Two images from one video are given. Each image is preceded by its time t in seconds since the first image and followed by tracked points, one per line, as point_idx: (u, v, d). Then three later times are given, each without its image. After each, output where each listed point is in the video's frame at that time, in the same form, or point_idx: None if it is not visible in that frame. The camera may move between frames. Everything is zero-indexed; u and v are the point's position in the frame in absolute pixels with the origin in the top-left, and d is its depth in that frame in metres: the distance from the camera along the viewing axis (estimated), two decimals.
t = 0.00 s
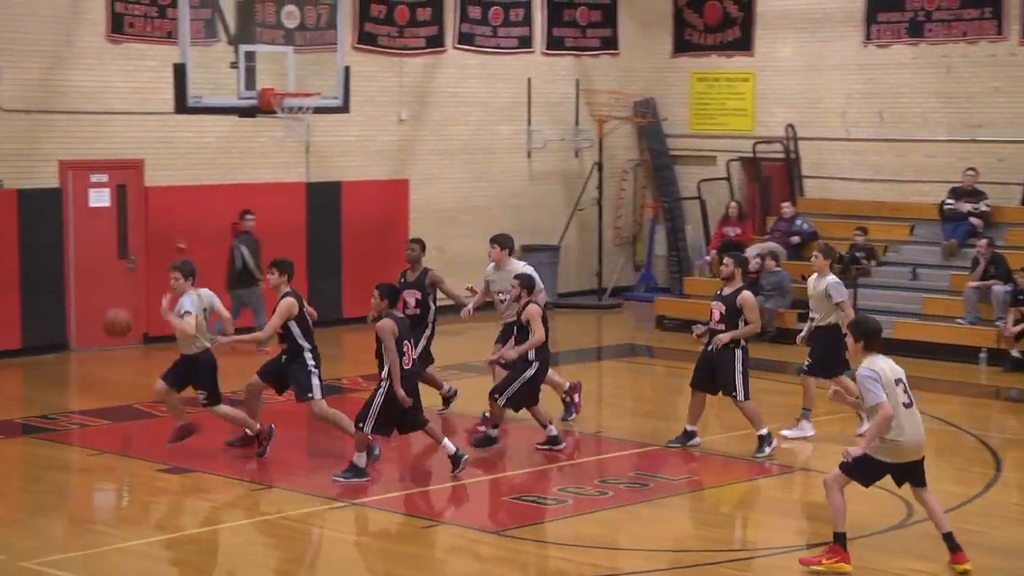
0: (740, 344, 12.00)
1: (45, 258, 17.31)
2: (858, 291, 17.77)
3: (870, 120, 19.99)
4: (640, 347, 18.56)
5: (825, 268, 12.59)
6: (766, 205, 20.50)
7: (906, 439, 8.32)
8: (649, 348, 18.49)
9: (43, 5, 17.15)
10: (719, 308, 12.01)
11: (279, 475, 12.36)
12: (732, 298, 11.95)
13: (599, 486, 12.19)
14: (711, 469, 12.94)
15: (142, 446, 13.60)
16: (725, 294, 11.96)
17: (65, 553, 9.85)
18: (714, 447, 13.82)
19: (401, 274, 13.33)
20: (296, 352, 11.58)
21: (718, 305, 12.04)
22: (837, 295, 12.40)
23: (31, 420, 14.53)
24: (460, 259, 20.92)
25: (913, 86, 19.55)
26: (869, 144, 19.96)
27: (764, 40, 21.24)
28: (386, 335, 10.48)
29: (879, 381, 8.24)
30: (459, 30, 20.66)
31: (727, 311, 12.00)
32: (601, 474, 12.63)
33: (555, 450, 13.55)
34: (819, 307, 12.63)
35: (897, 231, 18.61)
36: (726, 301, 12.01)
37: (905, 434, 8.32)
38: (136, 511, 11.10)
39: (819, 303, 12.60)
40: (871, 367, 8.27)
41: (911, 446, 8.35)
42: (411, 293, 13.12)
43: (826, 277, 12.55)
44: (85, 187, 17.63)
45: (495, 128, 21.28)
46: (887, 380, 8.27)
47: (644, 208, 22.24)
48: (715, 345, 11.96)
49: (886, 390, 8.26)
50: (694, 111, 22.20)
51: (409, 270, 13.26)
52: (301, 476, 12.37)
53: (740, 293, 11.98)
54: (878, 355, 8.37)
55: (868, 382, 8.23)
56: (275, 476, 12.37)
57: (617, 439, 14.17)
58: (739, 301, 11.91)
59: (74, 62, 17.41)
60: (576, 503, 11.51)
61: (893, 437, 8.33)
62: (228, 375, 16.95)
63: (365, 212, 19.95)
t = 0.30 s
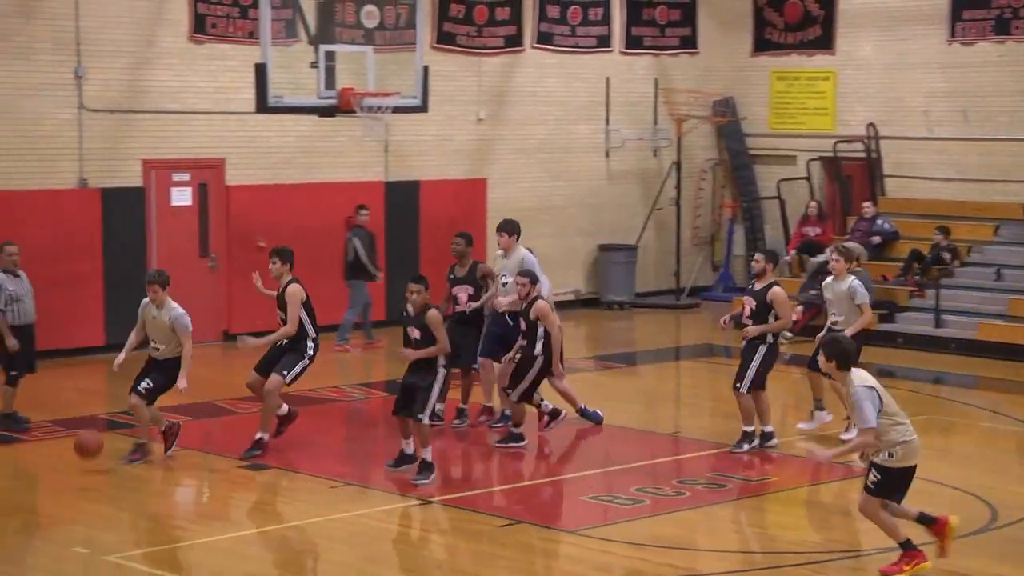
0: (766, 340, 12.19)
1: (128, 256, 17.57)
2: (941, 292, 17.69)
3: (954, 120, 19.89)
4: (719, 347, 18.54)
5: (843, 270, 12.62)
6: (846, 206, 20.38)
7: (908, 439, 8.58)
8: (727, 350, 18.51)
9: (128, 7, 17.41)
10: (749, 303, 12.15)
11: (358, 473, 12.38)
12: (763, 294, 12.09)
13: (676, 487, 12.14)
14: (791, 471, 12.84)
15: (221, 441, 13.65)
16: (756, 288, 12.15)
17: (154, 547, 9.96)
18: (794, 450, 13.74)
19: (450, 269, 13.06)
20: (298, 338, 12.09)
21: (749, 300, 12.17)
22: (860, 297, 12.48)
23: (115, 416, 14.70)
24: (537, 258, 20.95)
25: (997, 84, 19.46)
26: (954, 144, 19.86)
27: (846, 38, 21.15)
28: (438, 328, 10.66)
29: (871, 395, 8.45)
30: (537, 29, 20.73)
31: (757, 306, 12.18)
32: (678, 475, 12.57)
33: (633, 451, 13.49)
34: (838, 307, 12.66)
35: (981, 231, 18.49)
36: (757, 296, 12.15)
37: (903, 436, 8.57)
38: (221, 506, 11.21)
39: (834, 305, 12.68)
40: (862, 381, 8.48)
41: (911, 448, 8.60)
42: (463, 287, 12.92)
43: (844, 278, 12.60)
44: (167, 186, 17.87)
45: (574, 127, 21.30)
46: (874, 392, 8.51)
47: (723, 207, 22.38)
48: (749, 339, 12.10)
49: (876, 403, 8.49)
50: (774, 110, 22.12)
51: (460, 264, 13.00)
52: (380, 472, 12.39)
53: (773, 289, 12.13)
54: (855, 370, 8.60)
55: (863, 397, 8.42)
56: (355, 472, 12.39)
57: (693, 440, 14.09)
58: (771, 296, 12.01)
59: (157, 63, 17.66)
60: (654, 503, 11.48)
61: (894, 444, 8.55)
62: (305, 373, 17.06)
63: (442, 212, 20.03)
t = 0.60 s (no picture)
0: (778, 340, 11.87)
1: (181, 254, 17.72)
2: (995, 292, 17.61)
3: (1011, 119, 19.85)
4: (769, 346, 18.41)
5: (867, 305, 11.93)
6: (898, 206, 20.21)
7: (831, 441, 8.29)
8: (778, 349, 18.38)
9: (184, 5, 17.56)
10: (759, 303, 11.77)
11: (407, 471, 12.34)
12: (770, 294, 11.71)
13: (726, 486, 12.10)
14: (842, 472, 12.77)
15: (271, 437, 13.67)
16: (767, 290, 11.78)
17: (210, 543, 9.99)
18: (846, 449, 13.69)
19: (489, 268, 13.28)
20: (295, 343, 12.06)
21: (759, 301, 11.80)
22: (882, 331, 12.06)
23: (166, 412, 14.78)
24: (588, 257, 20.94)
25: None
26: (1010, 143, 19.84)
27: (900, 37, 21.09)
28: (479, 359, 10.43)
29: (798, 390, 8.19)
30: (589, 28, 20.74)
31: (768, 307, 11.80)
32: (728, 474, 12.51)
33: (681, 451, 13.42)
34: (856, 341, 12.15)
35: None
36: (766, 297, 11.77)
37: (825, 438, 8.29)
38: (274, 501, 11.24)
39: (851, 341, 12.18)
40: (790, 375, 8.21)
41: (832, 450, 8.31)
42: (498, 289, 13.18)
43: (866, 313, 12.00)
44: (219, 185, 18.00)
45: (625, 126, 21.29)
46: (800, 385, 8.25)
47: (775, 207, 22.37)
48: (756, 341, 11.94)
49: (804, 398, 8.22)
50: (826, 109, 22.06)
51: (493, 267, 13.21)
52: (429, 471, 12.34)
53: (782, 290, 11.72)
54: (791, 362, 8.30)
55: (786, 390, 8.18)
56: (403, 471, 12.35)
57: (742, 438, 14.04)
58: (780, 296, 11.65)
59: (211, 62, 17.81)
60: (706, 502, 11.45)
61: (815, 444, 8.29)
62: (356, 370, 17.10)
63: (493, 211, 20.03)
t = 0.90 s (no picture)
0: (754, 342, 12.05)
1: (194, 254, 17.97)
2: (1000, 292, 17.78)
3: (1016, 120, 19.97)
4: (777, 345, 18.59)
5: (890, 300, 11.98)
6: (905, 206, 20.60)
7: (721, 434, 8.35)
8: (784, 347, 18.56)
9: (198, 8, 17.78)
10: (732, 308, 11.97)
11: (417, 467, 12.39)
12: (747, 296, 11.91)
13: (734, 483, 12.34)
14: (848, 470, 13.00)
15: (284, 435, 13.92)
16: (737, 294, 12.00)
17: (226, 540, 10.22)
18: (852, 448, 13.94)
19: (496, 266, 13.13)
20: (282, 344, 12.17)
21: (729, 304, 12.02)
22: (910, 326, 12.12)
23: (180, 409, 15.04)
24: (598, 257, 21.16)
25: None
26: (1014, 145, 19.98)
27: (907, 39, 21.25)
28: (446, 359, 9.96)
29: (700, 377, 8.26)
30: (598, 30, 20.95)
31: (740, 312, 11.98)
32: (735, 471, 12.76)
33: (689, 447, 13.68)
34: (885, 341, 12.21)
35: None
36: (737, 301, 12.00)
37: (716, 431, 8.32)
38: (287, 498, 11.46)
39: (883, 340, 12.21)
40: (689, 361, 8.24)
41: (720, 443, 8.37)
42: (504, 286, 13.09)
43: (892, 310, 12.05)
44: (233, 186, 18.23)
45: (635, 127, 21.52)
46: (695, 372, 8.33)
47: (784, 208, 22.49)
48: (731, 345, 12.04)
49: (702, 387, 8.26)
50: (834, 111, 22.27)
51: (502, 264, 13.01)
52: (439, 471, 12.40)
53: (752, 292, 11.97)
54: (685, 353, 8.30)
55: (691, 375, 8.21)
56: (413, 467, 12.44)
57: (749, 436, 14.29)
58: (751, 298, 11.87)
59: (225, 64, 18.05)
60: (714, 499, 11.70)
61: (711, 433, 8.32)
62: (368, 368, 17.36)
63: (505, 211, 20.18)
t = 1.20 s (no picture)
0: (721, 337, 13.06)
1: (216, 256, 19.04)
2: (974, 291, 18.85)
3: (990, 129, 21.27)
4: (765, 340, 19.62)
5: (909, 296, 11.93)
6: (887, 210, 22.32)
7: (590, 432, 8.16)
8: (772, 342, 19.60)
9: (216, 24, 18.80)
10: (703, 302, 13.01)
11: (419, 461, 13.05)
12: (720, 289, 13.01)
13: (722, 472, 13.39)
14: (829, 459, 14.01)
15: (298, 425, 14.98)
16: (706, 291, 13.05)
17: (251, 520, 11.08)
18: (833, 437, 14.97)
19: (509, 272, 13.23)
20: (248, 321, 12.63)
21: (701, 298, 13.05)
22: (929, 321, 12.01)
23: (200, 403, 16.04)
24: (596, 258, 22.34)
25: None
26: (989, 151, 21.29)
27: (887, 51, 22.60)
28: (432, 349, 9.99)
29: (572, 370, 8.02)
30: (596, 43, 22.14)
31: (711, 306, 13.04)
32: (724, 461, 13.80)
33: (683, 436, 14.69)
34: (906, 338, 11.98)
35: (1015, 232, 19.62)
36: (706, 297, 13.04)
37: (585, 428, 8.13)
38: (306, 480, 12.53)
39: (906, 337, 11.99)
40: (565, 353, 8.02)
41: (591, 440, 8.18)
42: (526, 290, 13.09)
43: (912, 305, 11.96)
44: (251, 190, 19.29)
45: (631, 135, 22.74)
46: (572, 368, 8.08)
47: (770, 211, 24.08)
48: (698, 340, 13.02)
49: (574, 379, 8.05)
50: (818, 119, 23.69)
51: (518, 270, 13.16)
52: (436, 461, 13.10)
53: (723, 288, 13.04)
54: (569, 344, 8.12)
55: (559, 366, 7.99)
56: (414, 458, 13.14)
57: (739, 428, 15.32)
58: (724, 293, 12.96)
59: (243, 75, 19.10)
60: (703, 487, 12.74)
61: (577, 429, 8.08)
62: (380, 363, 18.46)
63: (507, 216, 21.56)
